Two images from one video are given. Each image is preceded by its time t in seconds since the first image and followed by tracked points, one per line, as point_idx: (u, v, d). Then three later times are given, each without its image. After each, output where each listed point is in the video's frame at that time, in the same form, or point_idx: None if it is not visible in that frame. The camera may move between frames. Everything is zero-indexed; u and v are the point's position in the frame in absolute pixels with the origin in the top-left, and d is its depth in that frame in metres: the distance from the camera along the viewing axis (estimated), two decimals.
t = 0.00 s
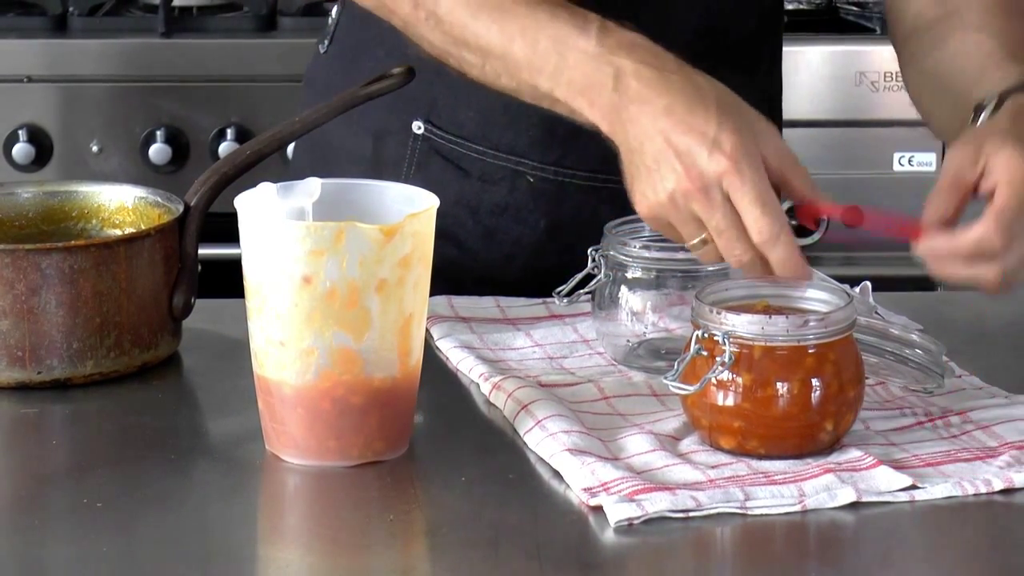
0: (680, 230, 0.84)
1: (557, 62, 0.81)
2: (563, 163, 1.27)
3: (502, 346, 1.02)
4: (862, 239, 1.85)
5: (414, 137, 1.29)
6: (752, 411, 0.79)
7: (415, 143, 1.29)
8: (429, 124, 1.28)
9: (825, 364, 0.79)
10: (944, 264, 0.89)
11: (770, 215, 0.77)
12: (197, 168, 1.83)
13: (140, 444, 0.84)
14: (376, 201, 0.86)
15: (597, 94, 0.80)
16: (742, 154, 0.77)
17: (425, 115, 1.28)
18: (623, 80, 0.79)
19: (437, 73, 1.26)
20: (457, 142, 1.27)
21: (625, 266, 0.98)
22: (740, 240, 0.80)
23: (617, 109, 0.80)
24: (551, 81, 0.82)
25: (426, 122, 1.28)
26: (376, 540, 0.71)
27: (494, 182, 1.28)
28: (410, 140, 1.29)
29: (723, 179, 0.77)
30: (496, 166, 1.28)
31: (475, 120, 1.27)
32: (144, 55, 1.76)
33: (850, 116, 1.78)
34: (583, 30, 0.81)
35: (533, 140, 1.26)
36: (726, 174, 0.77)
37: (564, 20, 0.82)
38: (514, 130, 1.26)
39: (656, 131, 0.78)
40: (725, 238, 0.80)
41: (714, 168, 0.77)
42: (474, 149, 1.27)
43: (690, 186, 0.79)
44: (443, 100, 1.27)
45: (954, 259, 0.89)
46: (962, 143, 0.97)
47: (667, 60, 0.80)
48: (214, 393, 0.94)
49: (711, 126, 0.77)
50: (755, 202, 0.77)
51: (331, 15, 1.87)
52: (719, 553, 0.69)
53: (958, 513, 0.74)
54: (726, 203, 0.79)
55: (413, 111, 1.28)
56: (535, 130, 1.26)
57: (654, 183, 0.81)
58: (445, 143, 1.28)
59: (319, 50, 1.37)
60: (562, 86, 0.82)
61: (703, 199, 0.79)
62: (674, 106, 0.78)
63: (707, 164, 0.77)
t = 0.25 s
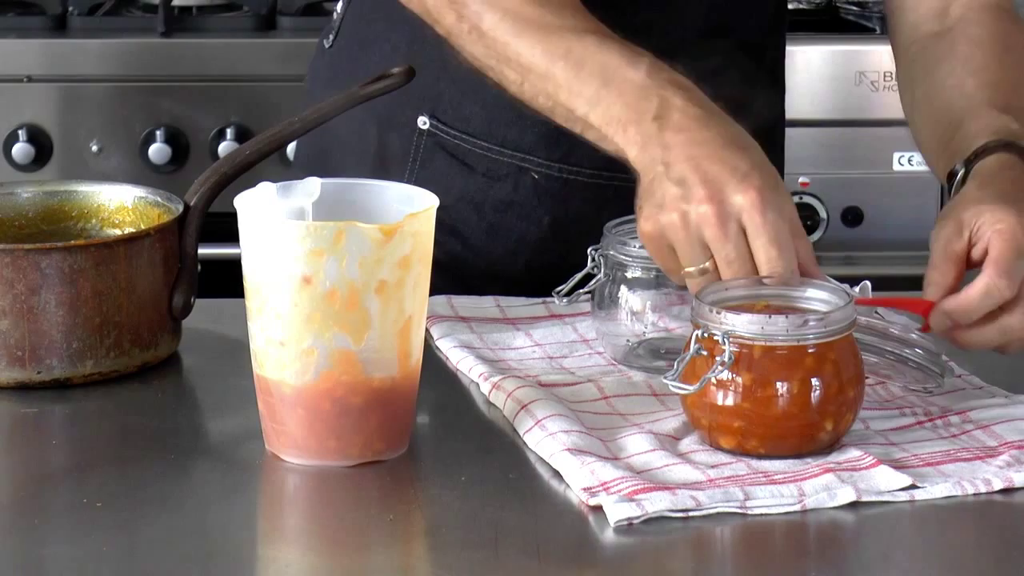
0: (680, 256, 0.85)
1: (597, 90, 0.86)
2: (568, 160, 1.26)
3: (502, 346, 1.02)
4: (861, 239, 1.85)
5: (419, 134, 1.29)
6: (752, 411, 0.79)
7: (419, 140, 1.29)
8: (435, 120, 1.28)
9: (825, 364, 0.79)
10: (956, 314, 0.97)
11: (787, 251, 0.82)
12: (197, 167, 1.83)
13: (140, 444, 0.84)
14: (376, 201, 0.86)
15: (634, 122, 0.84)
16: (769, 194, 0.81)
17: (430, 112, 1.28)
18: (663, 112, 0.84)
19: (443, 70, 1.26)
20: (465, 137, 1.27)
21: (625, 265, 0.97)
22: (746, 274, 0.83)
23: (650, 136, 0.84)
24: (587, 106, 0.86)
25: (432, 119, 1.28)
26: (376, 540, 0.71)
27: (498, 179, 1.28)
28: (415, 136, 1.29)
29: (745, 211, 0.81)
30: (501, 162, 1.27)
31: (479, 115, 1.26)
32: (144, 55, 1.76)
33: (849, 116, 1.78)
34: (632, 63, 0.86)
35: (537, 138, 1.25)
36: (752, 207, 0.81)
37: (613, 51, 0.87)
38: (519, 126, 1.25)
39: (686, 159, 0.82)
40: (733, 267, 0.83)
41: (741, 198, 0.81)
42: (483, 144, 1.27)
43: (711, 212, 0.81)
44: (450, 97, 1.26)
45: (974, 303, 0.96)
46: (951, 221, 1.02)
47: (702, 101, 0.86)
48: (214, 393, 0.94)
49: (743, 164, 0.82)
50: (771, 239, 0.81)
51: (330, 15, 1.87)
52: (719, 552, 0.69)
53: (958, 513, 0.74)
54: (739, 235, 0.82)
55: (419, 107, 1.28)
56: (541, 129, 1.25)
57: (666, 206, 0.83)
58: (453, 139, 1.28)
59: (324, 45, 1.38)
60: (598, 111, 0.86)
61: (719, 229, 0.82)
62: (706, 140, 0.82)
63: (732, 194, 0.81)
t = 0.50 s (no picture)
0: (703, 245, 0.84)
1: (619, 98, 0.88)
2: (571, 160, 1.27)
3: (502, 346, 1.02)
4: (861, 239, 1.85)
5: (423, 133, 1.29)
6: (751, 411, 0.79)
7: (423, 138, 1.29)
8: (439, 118, 1.28)
9: (824, 364, 0.79)
10: (972, 345, 0.93)
11: (810, 251, 0.83)
12: (197, 167, 1.83)
13: (140, 444, 0.84)
14: (375, 201, 0.86)
15: (660, 127, 0.86)
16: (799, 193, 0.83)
17: (434, 110, 1.28)
18: (691, 122, 0.87)
19: (449, 68, 1.27)
20: (467, 137, 1.28)
21: (625, 265, 0.97)
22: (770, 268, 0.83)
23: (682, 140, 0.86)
24: (606, 113, 0.88)
25: (436, 117, 1.28)
26: (375, 540, 0.71)
27: (502, 177, 1.28)
28: (418, 134, 1.30)
29: (778, 207, 0.82)
30: (504, 161, 1.28)
31: (485, 114, 1.27)
32: (144, 55, 1.76)
33: (849, 116, 1.78)
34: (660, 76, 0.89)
35: (542, 137, 1.26)
36: (783, 203, 0.82)
37: (638, 64, 0.89)
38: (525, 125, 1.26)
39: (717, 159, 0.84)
40: (759, 258, 0.83)
41: (774, 194, 0.82)
42: (485, 144, 1.27)
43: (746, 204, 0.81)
44: (454, 95, 1.27)
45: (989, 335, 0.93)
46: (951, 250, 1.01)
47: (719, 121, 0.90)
48: (213, 393, 0.94)
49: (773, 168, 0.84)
50: (797, 235, 0.82)
51: (330, 15, 1.87)
52: (718, 552, 0.69)
53: (957, 513, 0.74)
54: (768, 228, 0.82)
55: (423, 106, 1.28)
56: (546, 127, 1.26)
57: (696, 193, 0.82)
58: (455, 138, 1.28)
59: (330, 43, 1.37)
60: (619, 118, 0.88)
61: (752, 220, 0.82)
62: (736, 146, 0.85)
63: (770, 187, 0.82)
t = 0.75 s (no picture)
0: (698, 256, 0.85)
1: (623, 98, 0.89)
2: (573, 161, 1.27)
3: (502, 346, 1.02)
4: (860, 239, 1.85)
5: (424, 133, 1.29)
6: (751, 411, 0.79)
7: (424, 138, 1.29)
8: (442, 118, 1.28)
9: (824, 364, 0.79)
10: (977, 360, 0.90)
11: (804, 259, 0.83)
12: (197, 167, 1.83)
13: (140, 443, 0.84)
14: (375, 201, 0.86)
15: (660, 129, 0.87)
16: (794, 202, 0.83)
17: (437, 110, 1.28)
18: (691, 124, 0.87)
19: (452, 68, 1.27)
20: (468, 137, 1.28)
21: (625, 265, 0.97)
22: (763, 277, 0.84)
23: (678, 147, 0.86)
24: (610, 113, 0.89)
25: (439, 117, 1.28)
26: (375, 540, 0.71)
27: (503, 178, 1.29)
28: (420, 134, 1.30)
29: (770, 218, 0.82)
30: (506, 162, 1.28)
31: (486, 115, 1.27)
32: (144, 55, 1.76)
33: (848, 116, 1.78)
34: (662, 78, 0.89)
35: (543, 137, 1.27)
36: (775, 211, 0.82)
37: (641, 62, 0.90)
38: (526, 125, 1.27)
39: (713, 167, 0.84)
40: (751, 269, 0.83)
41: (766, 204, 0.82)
42: (487, 144, 1.28)
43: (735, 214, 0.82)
44: (457, 95, 1.27)
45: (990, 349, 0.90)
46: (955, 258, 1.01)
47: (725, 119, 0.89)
48: (214, 393, 0.94)
49: (769, 174, 0.84)
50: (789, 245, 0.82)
51: (330, 15, 1.87)
52: (717, 552, 0.69)
53: (957, 513, 0.74)
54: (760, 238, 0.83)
55: (423, 106, 1.28)
56: (547, 128, 1.26)
57: (688, 205, 0.83)
58: (457, 138, 1.28)
59: (330, 41, 1.38)
60: (622, 120, 0.88)
61: (741, 232, 0.82)
62: (733, 151, 0.85)
63: (761, 198, 0.82)
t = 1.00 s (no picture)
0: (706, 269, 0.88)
1: (619, 105, 0.88)
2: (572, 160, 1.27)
3: (501, 346, 1.02)
4: (861, 238, 1.85)
5: (424, 133, 1.29)
6: (751, 411, 0.79)
7: (424, 138, 1.29)
8: (443, 120, 1.28)
9: (824, 364, 0.79)
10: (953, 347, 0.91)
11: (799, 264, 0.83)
12: (196, 167, 1.83)
13: (139, 443, 0.84)
14: (375, 202, 0.86)
15: (655, 138, 0.86)
16: (785, 210, 0.82)
17: (436, 110, 1.28)
18: (682, 127, 0.85)
19: (452, 71, 1.26)
20: (468, 137, 1.28)
21: (624, 265, 0.97)
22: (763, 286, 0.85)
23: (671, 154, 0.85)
24: (610, 123, 0.89)
25: (439, 119, 1.28)
26: (374, 540, 0.71)
27: (502, 178, 1.28)
28: (419, 134, 1.30)
29: (758, 231, 0.82)
30: (505, 162, 1.28)
31: (486, 115, 1.27)
32: (144, 55, 1.76)
33: (848, 116, 1.78)
34: (651, 76, 0.88)
35: (545, 141, 1.26)
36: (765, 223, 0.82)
37: (630, 64, 0.89)
38: (527, 128, 1.26)
39: (701, 175, 0.84)
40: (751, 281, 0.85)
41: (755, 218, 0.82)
42: (486, 145, 1.27)
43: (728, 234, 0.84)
44: (457, 98, 1.27)
45: (965, 336, 0.90)
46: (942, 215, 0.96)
47: (724, 114, 0.87)
48: (213, 393, 0.94)
49: (758, 175, 0.83)
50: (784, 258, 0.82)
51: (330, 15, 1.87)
52: (717, 552, 0.69)
53: (957, 513, 0.74)
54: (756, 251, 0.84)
55: (423, 106, 1.28)
56: (549, 130, 1.25)
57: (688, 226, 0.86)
58: (456, 138, 1.28)
59: (331, 41, 1.38)
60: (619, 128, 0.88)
61: (737, 249, 0.84)
62: (723, 156, 0.83)
63: (750, 211, 0.82)
